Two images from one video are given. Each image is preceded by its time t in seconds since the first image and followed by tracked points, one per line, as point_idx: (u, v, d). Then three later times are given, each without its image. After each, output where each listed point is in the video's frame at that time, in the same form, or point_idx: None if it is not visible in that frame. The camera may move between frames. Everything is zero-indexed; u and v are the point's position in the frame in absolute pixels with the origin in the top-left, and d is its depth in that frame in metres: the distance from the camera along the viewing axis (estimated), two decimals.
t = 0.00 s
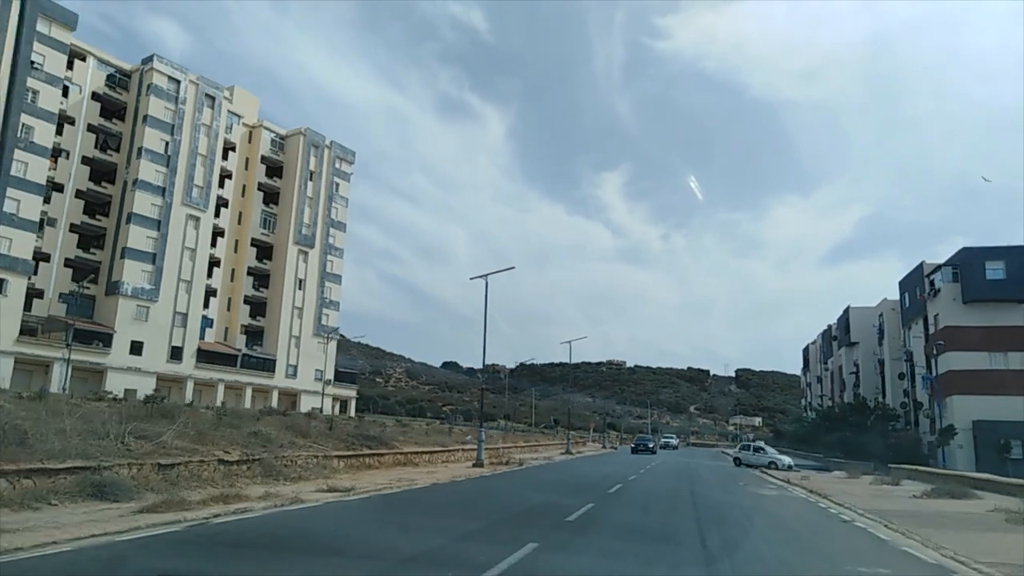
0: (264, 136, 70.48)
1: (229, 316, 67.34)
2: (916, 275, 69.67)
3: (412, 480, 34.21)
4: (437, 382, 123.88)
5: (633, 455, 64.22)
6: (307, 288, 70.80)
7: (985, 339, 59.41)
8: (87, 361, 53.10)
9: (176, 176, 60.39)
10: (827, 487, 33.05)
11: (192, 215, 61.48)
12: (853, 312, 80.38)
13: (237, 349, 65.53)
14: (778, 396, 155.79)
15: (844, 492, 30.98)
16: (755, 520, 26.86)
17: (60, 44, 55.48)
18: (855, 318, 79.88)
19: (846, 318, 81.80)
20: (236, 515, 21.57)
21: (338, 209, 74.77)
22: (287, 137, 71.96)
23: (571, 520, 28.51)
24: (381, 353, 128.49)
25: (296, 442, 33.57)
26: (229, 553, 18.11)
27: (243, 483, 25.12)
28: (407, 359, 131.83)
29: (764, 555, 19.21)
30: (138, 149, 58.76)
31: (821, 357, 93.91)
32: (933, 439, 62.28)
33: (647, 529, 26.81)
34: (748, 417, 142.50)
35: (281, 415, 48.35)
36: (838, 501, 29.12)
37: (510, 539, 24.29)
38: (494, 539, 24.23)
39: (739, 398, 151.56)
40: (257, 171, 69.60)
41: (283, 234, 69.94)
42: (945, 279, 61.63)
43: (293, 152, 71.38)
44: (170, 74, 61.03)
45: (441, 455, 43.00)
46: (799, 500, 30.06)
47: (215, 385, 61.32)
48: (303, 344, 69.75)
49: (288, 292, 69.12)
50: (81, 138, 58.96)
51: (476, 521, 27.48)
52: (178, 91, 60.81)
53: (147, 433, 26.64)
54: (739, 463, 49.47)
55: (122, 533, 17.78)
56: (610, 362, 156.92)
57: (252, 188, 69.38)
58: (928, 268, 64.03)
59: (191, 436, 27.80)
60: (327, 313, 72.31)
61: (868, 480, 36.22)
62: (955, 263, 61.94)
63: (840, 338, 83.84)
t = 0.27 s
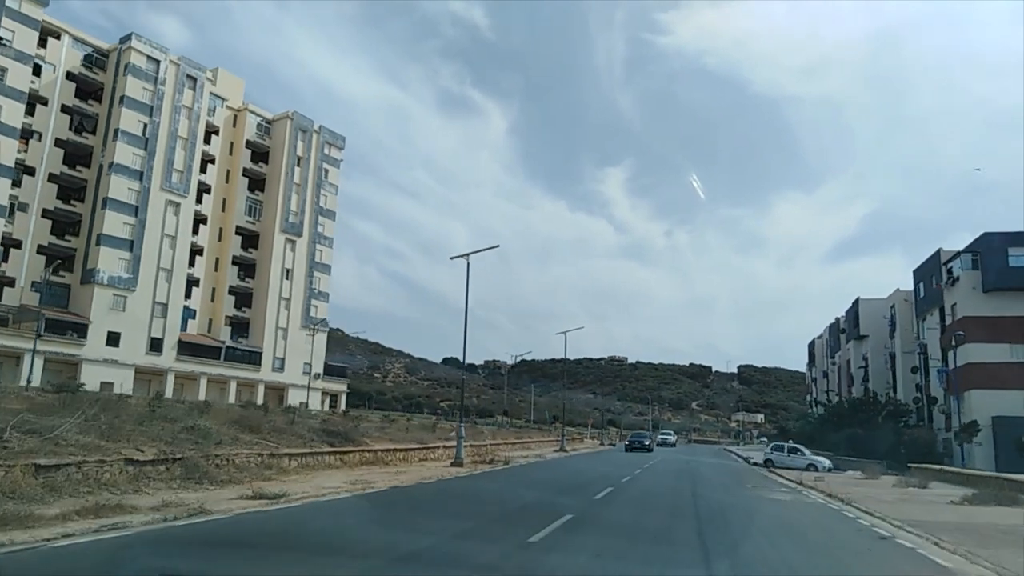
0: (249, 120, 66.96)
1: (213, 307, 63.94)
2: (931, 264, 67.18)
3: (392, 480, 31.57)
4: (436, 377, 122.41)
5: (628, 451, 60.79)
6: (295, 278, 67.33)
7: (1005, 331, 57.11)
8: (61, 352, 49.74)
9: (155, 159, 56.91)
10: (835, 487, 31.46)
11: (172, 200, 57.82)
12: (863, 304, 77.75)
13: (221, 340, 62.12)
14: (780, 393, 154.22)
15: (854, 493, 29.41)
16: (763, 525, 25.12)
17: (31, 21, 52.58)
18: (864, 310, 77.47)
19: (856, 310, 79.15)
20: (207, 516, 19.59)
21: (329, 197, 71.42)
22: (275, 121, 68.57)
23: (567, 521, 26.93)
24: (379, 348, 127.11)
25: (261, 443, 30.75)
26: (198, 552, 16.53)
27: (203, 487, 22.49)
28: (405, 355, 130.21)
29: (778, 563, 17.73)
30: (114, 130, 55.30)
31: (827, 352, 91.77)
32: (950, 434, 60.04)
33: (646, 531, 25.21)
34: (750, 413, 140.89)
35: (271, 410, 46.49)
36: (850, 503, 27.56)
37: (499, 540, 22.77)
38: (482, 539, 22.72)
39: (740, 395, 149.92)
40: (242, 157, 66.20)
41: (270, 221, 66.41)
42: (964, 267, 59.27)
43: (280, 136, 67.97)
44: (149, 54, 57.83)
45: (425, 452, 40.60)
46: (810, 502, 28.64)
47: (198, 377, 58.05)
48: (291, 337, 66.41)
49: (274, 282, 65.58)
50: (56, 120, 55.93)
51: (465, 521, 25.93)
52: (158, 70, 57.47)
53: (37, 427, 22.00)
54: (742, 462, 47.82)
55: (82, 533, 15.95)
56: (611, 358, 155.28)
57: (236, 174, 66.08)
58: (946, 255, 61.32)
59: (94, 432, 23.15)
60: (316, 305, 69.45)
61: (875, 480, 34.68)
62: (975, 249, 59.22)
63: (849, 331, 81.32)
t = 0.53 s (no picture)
0: (237, 114, 63.38)
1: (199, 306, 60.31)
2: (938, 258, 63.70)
3: (389, 484, 29.55)
4: (434, 379, 121.28)
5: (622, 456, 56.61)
6: (284, 276, 63.91)
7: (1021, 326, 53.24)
8: (36, 350, 46.37)
9: (137, 152, 53.46)
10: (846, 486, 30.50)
11: (156, 195, 54.49)
12: (869, 301, 74.29)
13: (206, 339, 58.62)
14: (781, 394, 153.14)
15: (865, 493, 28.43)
16: (768, 524, 23.97)
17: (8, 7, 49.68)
18: (868, 308, 74.10)
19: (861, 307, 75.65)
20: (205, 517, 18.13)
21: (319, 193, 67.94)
22: (263, 114, 65.05)
23: (570, 521, 25.99)
24: (378, 349, 126.02)
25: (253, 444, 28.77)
26: (202, 549, 15.62)
27: (193, 491, 20.68)
28: (404, 356, 129.03)
29: (796, 559, 16.84)
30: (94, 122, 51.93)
31: (827, 353, 88.25)
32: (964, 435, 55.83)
33: (652, 531, 24.21)
34: (752, 414, 139.52)
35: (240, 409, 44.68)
36: (860, 503, 26.67)
37: (498, 539, 21.81)
38: (479, 539, 21.80)
39: (741, 396, 148.84)
40: (230, 150, 62.55)
41: (258, 219, 62.91)
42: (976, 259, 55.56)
43: (269, 130, 64.50)
44: (131, 43, 54.37)
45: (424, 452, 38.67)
46: (809, 501, 27.56)
47: (181, 377, 54.69)
48: (280, 337, 63.12)
49: (262, 281, 62.13)
50: (34, 110, 52.34)
51: (464, 521, 24.95)
52: (141, 61, 54.10)
53: None
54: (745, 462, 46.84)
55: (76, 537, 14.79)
56: (610, 359, 154.14)
57: (224, 168, 62.39)
58: (955, 250, 57.92)
59: None
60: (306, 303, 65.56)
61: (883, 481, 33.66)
62: (987, 243, 55.68)
63: (854, 329, 77.61)
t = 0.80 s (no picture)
0: (220, 105, 59.61)
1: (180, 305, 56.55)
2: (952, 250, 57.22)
3: (388, 488, 27.60)
4: (432, 381, 120.18)
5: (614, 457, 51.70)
6: (270, 274, 60.27)
7: None
8: (5, 351, 42.92)
9: (114, 143, 49.71)
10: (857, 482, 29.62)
11: (133, 188, 50.73)
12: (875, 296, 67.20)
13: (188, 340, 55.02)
14: (782, 396, 151.79)
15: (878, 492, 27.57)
16: (776, 523, 23.04)
17: None
18: (874, 303, 67.52)
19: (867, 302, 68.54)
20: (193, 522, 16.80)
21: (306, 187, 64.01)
22: (247, 105, 61.21)
23: (574, 520, 25.15)
24: (376, 351, 124.91)
25: (240, 443, 26.71)
26: (203, 551, 14.97)
27: (162, 499, 18.60)
28: (402, 358, 127.74)
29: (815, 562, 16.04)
30: (69, 112, 48.36)
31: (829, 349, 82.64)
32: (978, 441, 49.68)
33: (659, 529, 23.40)
34: (754, 417, 138.07)
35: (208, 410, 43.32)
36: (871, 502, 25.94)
37: (498, 539, 20.82)
38: (482, 539, 20.74)
39: (743, 398, 147.65)
40: (214, 144, 58.96)
41: (242, 214, 59.23)
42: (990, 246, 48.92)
43: (253, 122, 60.69)
44: (108, 30, 50.77)
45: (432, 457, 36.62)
46: (815, 498, 26.81)
47: (162, 379, 51.35)
48: (265, 337, 59.49)
49: (246, 278, 58.52)
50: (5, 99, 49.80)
51: (464, 519, 24.07)
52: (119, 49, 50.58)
53: None
54: (749, 462, 45.99)
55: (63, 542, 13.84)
56: (611, 361, 152.91)
57: (208, 161, 58.65)
58: (968, 237, 51.51)
59: None
60: (292, 302, 61.60)
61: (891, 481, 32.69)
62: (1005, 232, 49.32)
63: (859, 326, 70.59)
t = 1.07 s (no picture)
0: (204, 98, 58.40)
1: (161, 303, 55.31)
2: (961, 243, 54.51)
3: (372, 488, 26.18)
4: (429, 382, 119.19)
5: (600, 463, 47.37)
6: (255, 271, 58.94)
7: None
8: None
9: (89, 135, 48.39)
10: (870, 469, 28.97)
11: (110, 182, 49.50)
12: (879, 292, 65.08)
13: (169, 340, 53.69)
14: (781, 397, 150.88)
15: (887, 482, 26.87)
16: (776, 522, 22.35)
17: None
18: (880, 300, 65.24)
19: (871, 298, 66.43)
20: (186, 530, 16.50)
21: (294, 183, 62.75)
22: (233, 98, 60.09)
23: (574, 520, 24.48)
24: (372, 352, 123.89)
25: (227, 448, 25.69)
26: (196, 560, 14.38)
27: (108, 508, 17.06)
28: (399, 359, 126.61)
29: (825, 556, 15.40)
30: (42, 103, 46.96)
31: (836, 350, 80.27)
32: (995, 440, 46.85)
33: (661, 529, 22.64)
34: (752, 418, 137.12)
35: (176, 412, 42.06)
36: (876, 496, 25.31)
37: (497, 540, 19.86)
38: (483, 540, 19.79)
39: (742, 400, 146.67)
40: (197, 137, 57.68)
41: (226, 209, 57.97)
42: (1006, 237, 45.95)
43: (238, 115, 59.52)
44: (83, 18, 49.38)
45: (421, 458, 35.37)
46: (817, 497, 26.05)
47: (141, 381, 50.02)
48: (250, 335, 58.11)
49: (230, 275, 57.26)
50: None
51: (459, 518, 23.28)
52: (94, 38, 49.12)
53: None
54: (751, 462, 45.29)
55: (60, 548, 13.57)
56: (610, 363, 151.88)
57: (190, 155, 57.37)
58: (982, 228, 48.55)
59: None
60: (278, 301, 60.26)
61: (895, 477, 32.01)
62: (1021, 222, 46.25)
63: (863, 323, 68.40)
